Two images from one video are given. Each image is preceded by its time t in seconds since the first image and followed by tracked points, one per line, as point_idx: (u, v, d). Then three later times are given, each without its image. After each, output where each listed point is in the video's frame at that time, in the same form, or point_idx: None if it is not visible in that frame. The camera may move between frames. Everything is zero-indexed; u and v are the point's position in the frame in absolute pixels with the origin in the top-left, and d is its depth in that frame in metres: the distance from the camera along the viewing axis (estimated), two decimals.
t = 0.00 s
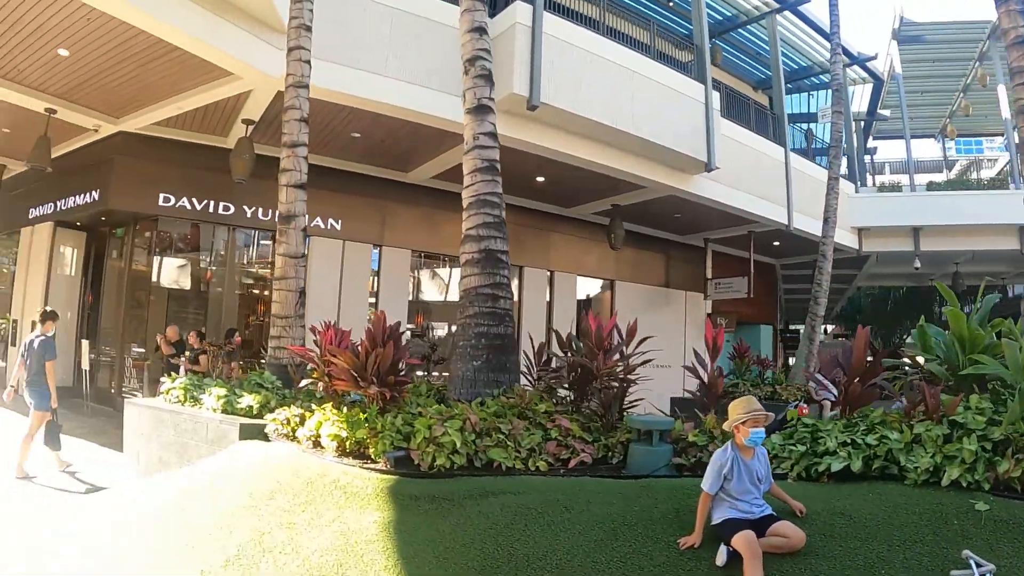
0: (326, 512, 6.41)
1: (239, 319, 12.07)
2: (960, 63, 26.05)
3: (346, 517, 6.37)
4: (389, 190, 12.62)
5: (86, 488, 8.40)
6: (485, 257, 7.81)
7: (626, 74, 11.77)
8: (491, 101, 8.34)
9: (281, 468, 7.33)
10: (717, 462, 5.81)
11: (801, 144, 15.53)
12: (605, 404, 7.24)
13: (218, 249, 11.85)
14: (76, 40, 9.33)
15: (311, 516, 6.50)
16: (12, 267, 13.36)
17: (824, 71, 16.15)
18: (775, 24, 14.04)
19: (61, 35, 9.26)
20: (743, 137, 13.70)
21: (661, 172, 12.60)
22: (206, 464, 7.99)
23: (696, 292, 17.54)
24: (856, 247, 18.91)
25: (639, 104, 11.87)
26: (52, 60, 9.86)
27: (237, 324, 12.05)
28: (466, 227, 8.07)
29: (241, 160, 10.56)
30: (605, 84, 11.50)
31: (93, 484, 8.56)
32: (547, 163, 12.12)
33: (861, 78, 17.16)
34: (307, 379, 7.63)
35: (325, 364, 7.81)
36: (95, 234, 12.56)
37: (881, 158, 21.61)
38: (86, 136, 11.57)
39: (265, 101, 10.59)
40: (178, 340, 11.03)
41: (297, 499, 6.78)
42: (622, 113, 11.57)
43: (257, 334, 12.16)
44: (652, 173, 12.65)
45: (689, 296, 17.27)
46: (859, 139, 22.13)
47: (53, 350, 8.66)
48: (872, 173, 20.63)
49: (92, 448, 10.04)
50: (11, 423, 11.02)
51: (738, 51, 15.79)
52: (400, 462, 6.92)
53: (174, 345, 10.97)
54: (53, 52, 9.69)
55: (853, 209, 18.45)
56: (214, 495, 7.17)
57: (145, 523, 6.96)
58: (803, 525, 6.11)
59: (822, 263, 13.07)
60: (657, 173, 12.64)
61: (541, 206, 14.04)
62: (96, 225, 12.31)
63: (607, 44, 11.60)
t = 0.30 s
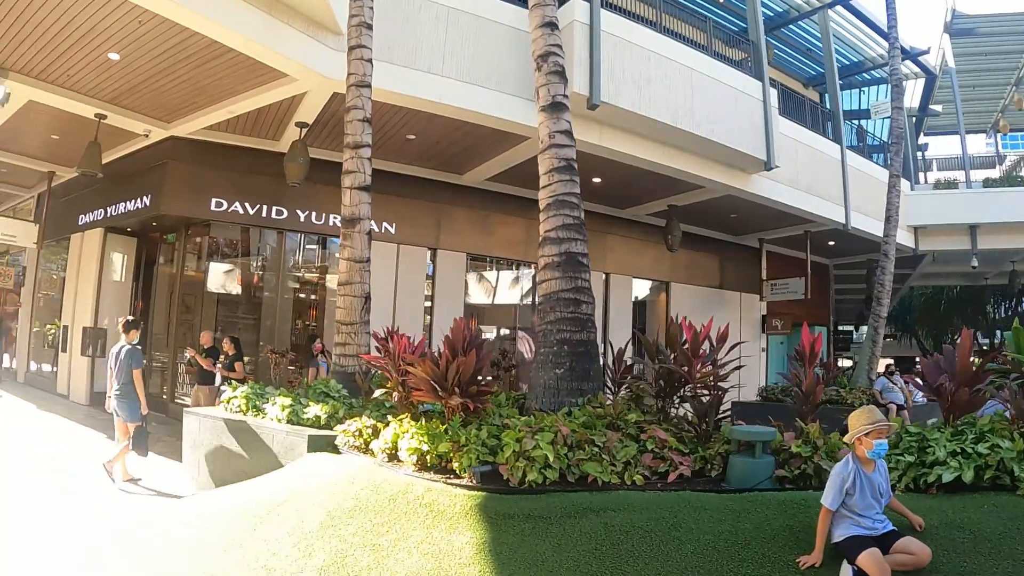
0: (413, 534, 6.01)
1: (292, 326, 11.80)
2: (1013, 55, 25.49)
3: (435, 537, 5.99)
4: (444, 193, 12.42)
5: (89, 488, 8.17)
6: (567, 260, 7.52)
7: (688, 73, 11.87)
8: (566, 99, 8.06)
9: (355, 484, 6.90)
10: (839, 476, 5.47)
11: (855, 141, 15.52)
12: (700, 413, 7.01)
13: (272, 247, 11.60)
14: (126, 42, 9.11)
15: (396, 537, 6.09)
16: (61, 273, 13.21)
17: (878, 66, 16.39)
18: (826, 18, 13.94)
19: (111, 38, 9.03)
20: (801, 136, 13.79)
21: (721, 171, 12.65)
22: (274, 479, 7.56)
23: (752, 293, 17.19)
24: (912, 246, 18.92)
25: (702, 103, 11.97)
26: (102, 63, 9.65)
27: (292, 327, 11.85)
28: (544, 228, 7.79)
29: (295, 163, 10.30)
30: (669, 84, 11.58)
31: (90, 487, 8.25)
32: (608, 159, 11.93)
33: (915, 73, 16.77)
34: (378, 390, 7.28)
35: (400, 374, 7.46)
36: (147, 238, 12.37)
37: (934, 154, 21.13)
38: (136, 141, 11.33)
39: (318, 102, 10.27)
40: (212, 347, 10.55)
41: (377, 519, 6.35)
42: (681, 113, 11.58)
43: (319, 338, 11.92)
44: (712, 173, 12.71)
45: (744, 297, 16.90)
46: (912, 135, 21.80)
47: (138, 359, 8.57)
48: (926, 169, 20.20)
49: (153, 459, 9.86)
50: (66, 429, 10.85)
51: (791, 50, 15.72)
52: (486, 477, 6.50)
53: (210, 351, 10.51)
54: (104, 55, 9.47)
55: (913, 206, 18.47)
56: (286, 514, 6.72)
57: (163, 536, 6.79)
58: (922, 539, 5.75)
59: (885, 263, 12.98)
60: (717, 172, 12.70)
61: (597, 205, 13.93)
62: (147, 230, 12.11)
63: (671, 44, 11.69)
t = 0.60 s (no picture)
0: (499, 551, 5.52)
1: (338, 330, 11.64)
2: None
3: (522, 554, 5.49)
4: (492, 193, 12.18)
5: (92, 489, 7.94)
6: (643, 257, 7.21)
7: (739, 70, 11.98)
8: (635, 89, 7.77)
9: (427, 494, 6.32)
10: (966, 481, 4.94)
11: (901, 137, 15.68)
12: (793, 416, 6.78)
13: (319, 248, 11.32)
14: (171, 40, 8.84)
15: (479, 553, 5.59)
16: (102, 277, 13.02)
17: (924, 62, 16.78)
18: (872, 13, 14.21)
19: (154, 36, 8.76)
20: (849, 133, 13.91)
21: (773, 169, 12.68)
22: (333, 489, 7.03)
23: (800, 295, 16.87)
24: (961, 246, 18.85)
25: (755, 100, 12.05)
26: (145, 62, 9.38)
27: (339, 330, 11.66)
28: (617, 224, 7.46)
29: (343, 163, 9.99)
30: (722, 81, 11.66)
31: (91, 488, 8.00)
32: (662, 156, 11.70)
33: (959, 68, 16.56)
34: (447, 396, 6.76)
35: (470, 378, 6.82)
36: (190, 241, 12.15)
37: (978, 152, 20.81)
38: (177, 143, 11.04)
39: (366, 101, 9.91)
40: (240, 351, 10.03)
41: (456, 535, 5.80)
42: (739, 108, 11.71)
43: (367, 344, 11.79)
44: (765, 170, 12.71)
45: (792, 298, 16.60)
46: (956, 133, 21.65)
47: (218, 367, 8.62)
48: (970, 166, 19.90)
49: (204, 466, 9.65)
50: (109, 433, 10.64)
51: (834, 44, 16.00)
52: (571, 486, 6.02)
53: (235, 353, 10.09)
54: (146, 54, 9.21)
55: (967, 206, 18.28)
56: (350, 521, 6.23)
57: (161, 536, 6.69)
58: None
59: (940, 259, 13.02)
60: (770, 169, 12.70)
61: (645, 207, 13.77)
62: (189, 234, 11.90)
63: (722, 41, 11.85)
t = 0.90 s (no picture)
0: None
1: (387, 335, 11.29)
2: None
3: None
4: (543, 194, 11.90)
5: (92, 488, 7.91)
6: (730, 259, 6.80)
7: (797, 65, 11.61)
8: (714, 82, 7.34)
9: (513, 516, 5.78)
10: None
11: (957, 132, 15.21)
12: (900, 428, 6.48)
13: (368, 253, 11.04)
14: (216, 41, 8.50)
15: None
16: (147, 285, 12.83)
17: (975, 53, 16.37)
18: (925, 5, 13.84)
19: (203, 37, 8.43)
20: (907, 128, 13.47)
21: (831, 167, 12.30)
22: (400, 507, 6.55)
23: (855, 295, 16.39)
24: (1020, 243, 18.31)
25: (814, 96, 11.66)
26: (191, 65, 9.07)
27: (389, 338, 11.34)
28: (700, 224, 7.05)
29: (393, 166, 9.63)
30: (781, 76, 11.28)
31: (91, 488, 7.98)
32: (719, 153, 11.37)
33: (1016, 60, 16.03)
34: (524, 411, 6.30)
35: (549, 390, 6.41)
36: (237, 247, 11.90)
37: None
38: (222, 148, 10.73)
39: (418, 102, 9.53)
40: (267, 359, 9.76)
41: (551, 558, 5.27)
42: (799, 108, 11.29)
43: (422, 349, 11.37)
44: (823, 168, 12.33)
45: (847, 299, 16.17)
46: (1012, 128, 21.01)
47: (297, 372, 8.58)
48: None
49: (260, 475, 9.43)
50: (156, 443, 10.40)
51: (885, 40, 15.58)
52: (669, 505, 5.62)
53: (265, 363, 9.69)
54: (193, 56, 8.89)
55: None
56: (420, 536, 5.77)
57: (162, 536, 6.50)
58: None
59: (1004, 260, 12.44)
60: (828, 168, 12.32)
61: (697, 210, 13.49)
62: (236, 240, 11.66)
63: (780, 36, 11.48)
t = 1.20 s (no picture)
0: None
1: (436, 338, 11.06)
2: None
3: None
4: (592, 193, 11.64)
5: (90, 488, 7.54)
6: (815, 254, 6.45)
7: (852, 58, 11.28)
8: (791, 71, 7.02)
9: (600, 529, 5.33)
10: None
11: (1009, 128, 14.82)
12: (1004, 431, 6.06)
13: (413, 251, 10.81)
14: (263, 40, 8.23)
15: None
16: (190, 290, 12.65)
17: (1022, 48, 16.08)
18: None
19: (251, 35, 8.15)
20: (961, 123, 13.09)
21: (885, 164, 11.94)
22: (469, 517, 6.12)
23: (905, 296, 15.97)
24: None
25: (869, 90, 11.31)
26: (237, 64, 8.79)
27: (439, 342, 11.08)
28: (781, 218, 6.73)
29: (443, 165, 9.38)
30: (836, 70, 10.94)
31: (91, 487, 7.62)
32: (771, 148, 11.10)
33: None
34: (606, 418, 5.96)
35: (633, 395, 6.00)
36: (282, 250, 11.69)
37: None
38: (267, 151, 10.45)
39: (469, 99, 9.22)
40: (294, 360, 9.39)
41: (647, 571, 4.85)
42: (855, 103, 10.94)
43: (469, 352, 11.08)
44: (877, 165, 11.96)
45: (896, 300, 15.78)
46: None
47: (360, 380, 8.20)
48: None
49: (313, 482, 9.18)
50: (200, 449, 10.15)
51: (931, 36, 15.30)
52: (768, 515, 5.23)
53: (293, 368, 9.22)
54: (239, 55, 8.63)
55: None
56: (498, 546, 5.36)
57: (163, 536, 6.19)
58: None
59: None
60: (882, 164, 11.95)
61: (747, 210, 13.18)
62: (281, 243, 11.45)
63: (834, 29, 11.17)
